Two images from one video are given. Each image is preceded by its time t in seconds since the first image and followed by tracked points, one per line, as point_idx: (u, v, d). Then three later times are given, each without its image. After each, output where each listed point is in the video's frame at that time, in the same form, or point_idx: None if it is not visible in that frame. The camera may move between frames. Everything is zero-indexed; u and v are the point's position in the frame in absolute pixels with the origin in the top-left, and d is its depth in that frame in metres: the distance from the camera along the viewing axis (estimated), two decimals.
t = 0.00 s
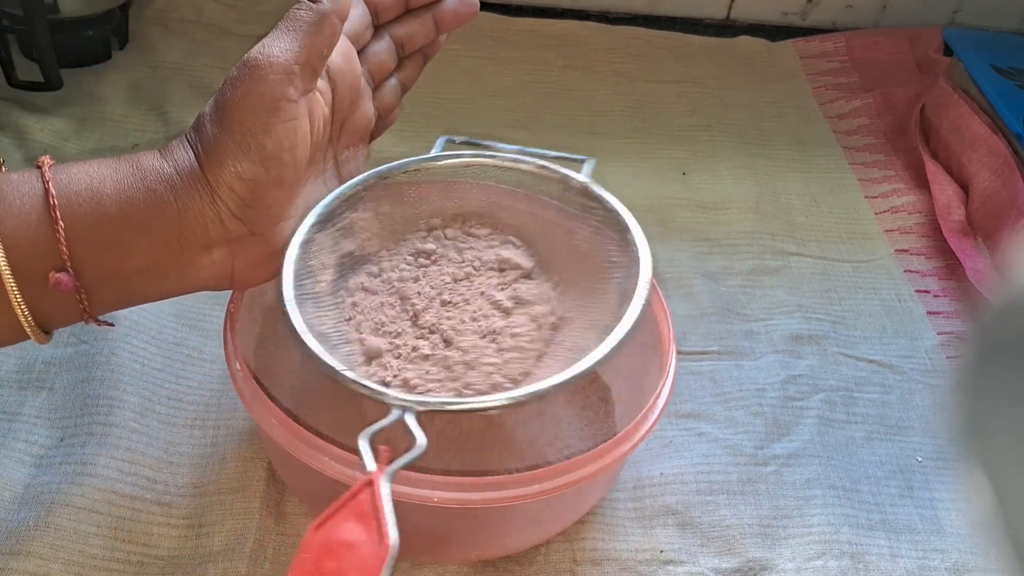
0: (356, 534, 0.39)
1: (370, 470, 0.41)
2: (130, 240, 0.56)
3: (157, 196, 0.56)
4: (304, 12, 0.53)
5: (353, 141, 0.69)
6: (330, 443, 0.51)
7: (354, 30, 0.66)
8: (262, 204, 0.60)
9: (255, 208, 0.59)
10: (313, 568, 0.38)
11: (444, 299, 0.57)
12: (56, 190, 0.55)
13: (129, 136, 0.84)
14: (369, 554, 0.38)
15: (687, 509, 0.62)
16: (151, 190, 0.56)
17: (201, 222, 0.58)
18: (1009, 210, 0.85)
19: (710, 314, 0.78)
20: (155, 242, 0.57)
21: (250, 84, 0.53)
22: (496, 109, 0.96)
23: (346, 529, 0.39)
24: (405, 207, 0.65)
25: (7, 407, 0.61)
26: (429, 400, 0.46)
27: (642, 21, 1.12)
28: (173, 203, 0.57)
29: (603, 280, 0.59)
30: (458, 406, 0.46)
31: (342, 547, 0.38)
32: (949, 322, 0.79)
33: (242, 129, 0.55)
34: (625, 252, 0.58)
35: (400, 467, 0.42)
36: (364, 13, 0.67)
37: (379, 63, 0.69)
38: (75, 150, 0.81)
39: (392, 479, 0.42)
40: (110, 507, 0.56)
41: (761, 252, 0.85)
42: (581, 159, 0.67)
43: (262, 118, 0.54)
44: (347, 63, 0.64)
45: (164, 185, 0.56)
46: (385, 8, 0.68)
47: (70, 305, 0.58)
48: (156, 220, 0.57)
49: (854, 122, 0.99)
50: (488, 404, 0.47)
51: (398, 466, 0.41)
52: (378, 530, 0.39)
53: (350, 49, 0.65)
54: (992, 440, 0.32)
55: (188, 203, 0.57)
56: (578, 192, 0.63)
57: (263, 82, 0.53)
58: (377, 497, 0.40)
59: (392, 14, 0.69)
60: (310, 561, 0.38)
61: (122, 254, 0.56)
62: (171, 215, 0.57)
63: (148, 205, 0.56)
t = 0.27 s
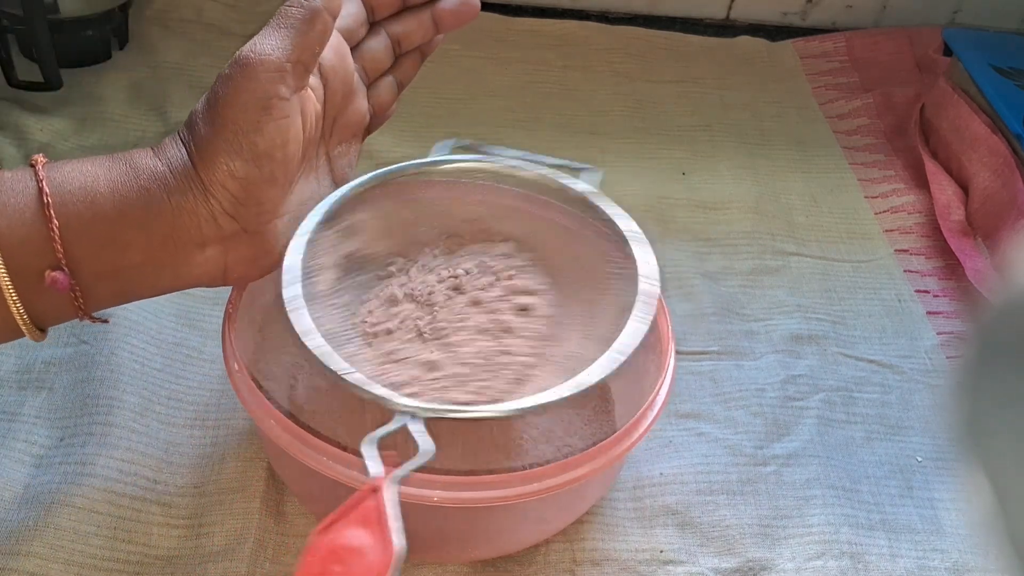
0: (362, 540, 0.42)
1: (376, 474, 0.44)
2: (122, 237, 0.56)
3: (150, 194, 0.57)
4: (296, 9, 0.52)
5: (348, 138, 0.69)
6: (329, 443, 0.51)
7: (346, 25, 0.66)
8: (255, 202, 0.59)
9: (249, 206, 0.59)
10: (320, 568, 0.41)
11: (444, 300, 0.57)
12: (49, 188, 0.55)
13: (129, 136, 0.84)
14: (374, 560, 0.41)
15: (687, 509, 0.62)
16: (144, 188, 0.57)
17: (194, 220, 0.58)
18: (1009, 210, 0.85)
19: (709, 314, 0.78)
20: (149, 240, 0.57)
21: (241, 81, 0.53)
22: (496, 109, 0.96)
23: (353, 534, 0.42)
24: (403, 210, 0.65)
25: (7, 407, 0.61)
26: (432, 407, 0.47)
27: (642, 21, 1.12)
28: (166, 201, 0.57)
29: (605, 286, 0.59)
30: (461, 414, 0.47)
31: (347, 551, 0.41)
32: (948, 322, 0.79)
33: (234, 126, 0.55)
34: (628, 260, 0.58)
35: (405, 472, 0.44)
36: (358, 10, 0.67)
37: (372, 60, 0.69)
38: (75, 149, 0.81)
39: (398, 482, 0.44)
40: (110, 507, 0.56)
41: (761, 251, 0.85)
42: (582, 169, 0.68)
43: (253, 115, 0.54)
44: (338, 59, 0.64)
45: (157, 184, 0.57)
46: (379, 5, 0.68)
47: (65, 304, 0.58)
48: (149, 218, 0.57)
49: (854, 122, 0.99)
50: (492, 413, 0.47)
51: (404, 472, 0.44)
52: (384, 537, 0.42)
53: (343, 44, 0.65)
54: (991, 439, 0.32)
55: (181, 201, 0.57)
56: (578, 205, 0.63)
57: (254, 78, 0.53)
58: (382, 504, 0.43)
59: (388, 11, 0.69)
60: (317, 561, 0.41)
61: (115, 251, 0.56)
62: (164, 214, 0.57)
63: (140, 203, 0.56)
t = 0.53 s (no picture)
0: (383, 532, 0.41)
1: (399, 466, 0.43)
2: (122, 240, 0.56)
3: (149, 196, 0.56)
4: (296, 10, 0.51)
5: (347, 139, 0.69)
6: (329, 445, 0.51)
7: (348, 27, 0.66)
8: (255, 204, 0.59)
9: (248, 209, 0.59)
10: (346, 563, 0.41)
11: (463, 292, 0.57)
12: (49, 190, 0.55)
13: (129, 136, 0.84)
14: (397, 551, 0.40)
15: (687, 509, 0.62)
16: (144, 190, 0.56)
17: (194, 222, 0.58)
18: (1010, 210, 0.85)
19: (709, 313, 0.78)
20: (149, 242, 0.57)
21: (241, 82, 0.52)
22: (496, 109, 0.96)
23: (374, 527, 0.41)
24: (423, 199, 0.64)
25: (7, 407, 0.61)
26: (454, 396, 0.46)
27: (642, 21, 1.12)
28: (166, 203, 0.57)
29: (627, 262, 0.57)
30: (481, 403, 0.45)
31: (370, 544, 0.41)
32: (948, 322, 0.79)
33: (234, 128, 0.54)
34: (650, 236, 0.55)
35: (427, 463, 0.44)
36: (361, 12, 0.67)
37: (375, 62, 0.69)
38: (75, 149, 0.81)
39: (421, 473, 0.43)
40: (110, 507, 0.56)
41: (761, 251, 0.85)
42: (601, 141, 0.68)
43: (253, 118, 0.54)
44: (339, 60, 0.64)
45: (157, 185, 0.56)
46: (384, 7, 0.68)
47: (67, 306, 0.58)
48: (149, 220, 0.57)
49: (854, 122, 0.99)
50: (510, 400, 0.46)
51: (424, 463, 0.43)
52: (405, 527, 0.41)
53: (344, 45, 0.64)
54: (991, 439, 0.32)
55: (181, 203, 0.57)
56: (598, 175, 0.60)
57: (254, 81, 0.52)
58: (403, 494, 0.42)
59: (392, 14, 0.69)
60: (342, 556, 0.41)
61: (115, 253, 0.56)
62: (164, 215, 0.57)
63: (140, 205, 0.56)
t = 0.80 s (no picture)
0: (408, 529, 0.38)
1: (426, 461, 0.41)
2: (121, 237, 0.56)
3: (147, 193, 0.56)
4: (291, 6, 0.52)
5: (346, 135, 0.68)
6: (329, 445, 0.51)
7: (344, 22, 0.65)
8: (254, 200, 0.58)
9: (247, 204, 0.58)
10: (368, 563, 0.38)
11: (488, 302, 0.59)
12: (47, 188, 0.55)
13: (128, 136, 0.84)
14: (422, 550, 0.37)
15: (687, 509, 0.62)
16: (142, 187, 0.56)
17: (192, 218, 0.57)
18: (1010, 210, 0.85)
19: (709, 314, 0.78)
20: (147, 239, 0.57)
21: (236, 78, 0.52)
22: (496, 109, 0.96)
23: (399, 524, 0.38)
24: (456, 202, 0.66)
25: (8, 407, 0.61)
26: (486, 390, 0.46)
27: (642, 21, 1.12)
28: (164, 200, 0.56)
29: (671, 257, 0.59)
30: (516, 398, 0.45)
31: (395, 542, 0.38)
32: (948, 322, 0.79)
33: (230, 124, 0.54)
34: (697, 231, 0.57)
35: (456, 459, 0.41)
36: (358, 8, 0.67)
37: (373, 58, 0.69)
38: (75, 149, 0.81)
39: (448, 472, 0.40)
40: (110, 507, 0.56)
41: (761, 251, 0.85)
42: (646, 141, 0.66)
43: (248, 113, 0.53)
44: (336, 57, 0.63)
45: (154, 182, 0.56)
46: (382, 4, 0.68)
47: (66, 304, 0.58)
48: (147, 217, 0.56)
49: (854, 122, 0.99)
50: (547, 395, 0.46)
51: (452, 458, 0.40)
52: (432, 525, 0.38)
53: (339, 43, 0.63)
54: (991, 439, 0.32)
55: (178, 199, 0.57)
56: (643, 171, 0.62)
57: (250, 76, 0.52)
58: (431, 490, 0.39)
59: (389, 11, 0.69)
60: (363, 557, 0.38)
61: (113, 251, 0.56)
62: (162, 212, 0.57)
63: (138, 202, 0.56)
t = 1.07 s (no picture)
0: (400, 521, 0.43)
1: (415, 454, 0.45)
2: (118, 236, 0.56)
3: (144, 191, 0.56)
4: (289, 4, 0.52)
5: (347, 133, 0.69)
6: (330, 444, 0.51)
7: (345, 18, 0.66)
8: (252, 199, 0.59)
9: (245, 203, 0.59)
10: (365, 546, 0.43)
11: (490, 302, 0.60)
12: (44, 187, 0.55)
13: (129, 137, 0.84)
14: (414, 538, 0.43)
15: (687, 509, 0.62)
16: (139, 185, 0.56)
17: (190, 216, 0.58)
18: (1010, 210, 0.85)
19: (709, 314, 0.78)
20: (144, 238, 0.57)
21: (235, 76, 0.52)
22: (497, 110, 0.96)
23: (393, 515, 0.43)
24: (465, 201, 0.68)
25: (8, 407, 0.61)
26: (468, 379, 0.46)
27: (642, 21, 1.12)
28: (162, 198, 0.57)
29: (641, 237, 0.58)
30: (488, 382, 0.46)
31: (388, 530, 0.43)
32: (948, 322, 0.79)
33: (227, 122, 0.54)
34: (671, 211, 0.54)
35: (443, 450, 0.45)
36: (358, 4, 0.67)
37: (376, 56, 0.69)
38: (75, 149, 0.81)
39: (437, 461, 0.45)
40: (110, 507, 0.56)
41: (761, 251, 0.85)
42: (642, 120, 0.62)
43: (246, 112, 0.54)
44: (335, 53, 0.64)
45: (152, 181, 0.56)
46: None
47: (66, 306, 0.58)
48: (145, 216, 0.57)
49: (854, 122, 0.99)
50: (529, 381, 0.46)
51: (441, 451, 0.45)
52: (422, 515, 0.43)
53: (341, 39, 0.64)
54: (991, 439, 0.32)
55: (176, 197, 0.57)
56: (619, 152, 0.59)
57: (247, 75, 0.52)
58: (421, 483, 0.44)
59: (392, 7, 0.69)
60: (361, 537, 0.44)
61: (111, 249, 0.56)
62: (160, 211, 0.57)
63: (136, 200, 0.56)
